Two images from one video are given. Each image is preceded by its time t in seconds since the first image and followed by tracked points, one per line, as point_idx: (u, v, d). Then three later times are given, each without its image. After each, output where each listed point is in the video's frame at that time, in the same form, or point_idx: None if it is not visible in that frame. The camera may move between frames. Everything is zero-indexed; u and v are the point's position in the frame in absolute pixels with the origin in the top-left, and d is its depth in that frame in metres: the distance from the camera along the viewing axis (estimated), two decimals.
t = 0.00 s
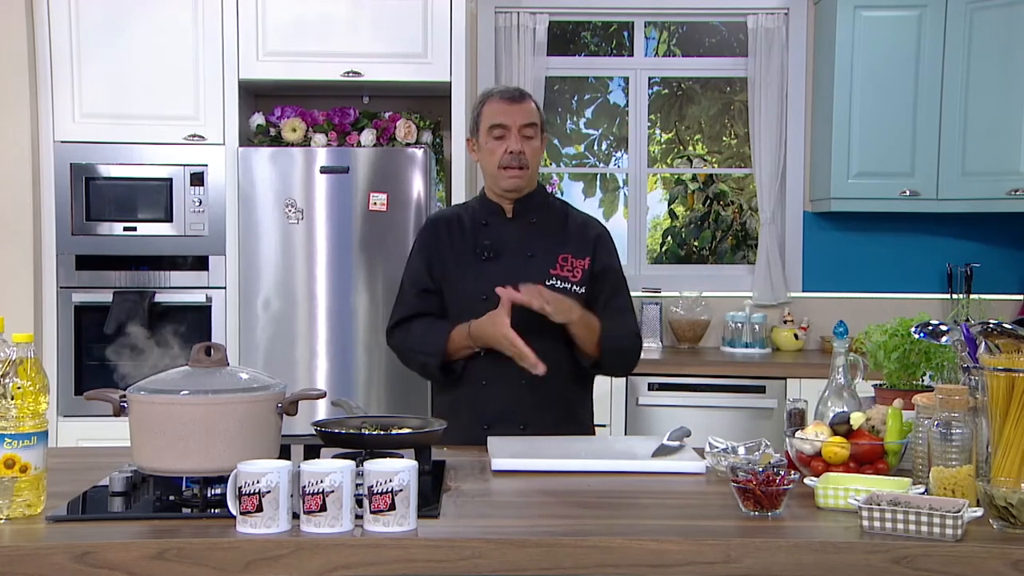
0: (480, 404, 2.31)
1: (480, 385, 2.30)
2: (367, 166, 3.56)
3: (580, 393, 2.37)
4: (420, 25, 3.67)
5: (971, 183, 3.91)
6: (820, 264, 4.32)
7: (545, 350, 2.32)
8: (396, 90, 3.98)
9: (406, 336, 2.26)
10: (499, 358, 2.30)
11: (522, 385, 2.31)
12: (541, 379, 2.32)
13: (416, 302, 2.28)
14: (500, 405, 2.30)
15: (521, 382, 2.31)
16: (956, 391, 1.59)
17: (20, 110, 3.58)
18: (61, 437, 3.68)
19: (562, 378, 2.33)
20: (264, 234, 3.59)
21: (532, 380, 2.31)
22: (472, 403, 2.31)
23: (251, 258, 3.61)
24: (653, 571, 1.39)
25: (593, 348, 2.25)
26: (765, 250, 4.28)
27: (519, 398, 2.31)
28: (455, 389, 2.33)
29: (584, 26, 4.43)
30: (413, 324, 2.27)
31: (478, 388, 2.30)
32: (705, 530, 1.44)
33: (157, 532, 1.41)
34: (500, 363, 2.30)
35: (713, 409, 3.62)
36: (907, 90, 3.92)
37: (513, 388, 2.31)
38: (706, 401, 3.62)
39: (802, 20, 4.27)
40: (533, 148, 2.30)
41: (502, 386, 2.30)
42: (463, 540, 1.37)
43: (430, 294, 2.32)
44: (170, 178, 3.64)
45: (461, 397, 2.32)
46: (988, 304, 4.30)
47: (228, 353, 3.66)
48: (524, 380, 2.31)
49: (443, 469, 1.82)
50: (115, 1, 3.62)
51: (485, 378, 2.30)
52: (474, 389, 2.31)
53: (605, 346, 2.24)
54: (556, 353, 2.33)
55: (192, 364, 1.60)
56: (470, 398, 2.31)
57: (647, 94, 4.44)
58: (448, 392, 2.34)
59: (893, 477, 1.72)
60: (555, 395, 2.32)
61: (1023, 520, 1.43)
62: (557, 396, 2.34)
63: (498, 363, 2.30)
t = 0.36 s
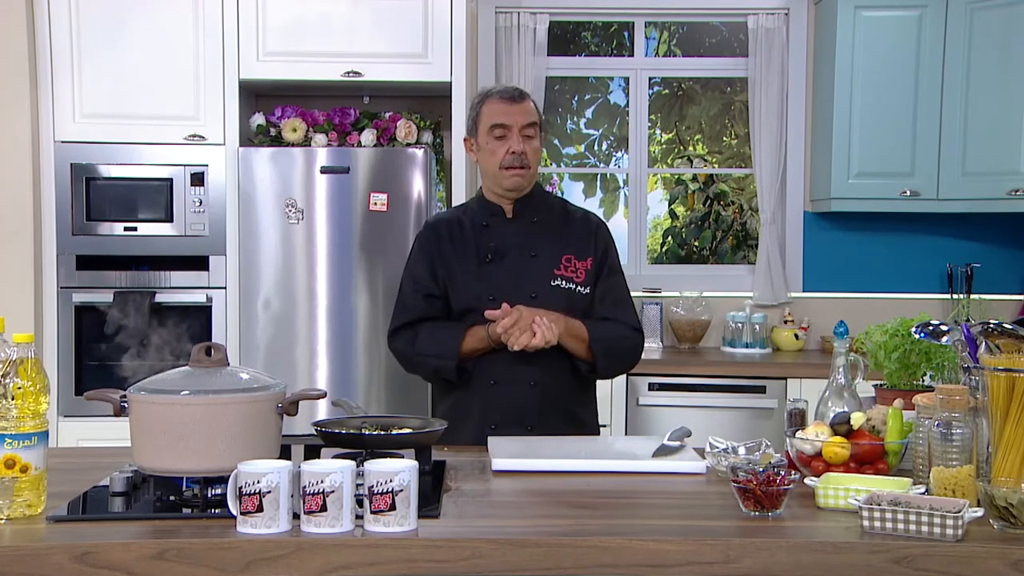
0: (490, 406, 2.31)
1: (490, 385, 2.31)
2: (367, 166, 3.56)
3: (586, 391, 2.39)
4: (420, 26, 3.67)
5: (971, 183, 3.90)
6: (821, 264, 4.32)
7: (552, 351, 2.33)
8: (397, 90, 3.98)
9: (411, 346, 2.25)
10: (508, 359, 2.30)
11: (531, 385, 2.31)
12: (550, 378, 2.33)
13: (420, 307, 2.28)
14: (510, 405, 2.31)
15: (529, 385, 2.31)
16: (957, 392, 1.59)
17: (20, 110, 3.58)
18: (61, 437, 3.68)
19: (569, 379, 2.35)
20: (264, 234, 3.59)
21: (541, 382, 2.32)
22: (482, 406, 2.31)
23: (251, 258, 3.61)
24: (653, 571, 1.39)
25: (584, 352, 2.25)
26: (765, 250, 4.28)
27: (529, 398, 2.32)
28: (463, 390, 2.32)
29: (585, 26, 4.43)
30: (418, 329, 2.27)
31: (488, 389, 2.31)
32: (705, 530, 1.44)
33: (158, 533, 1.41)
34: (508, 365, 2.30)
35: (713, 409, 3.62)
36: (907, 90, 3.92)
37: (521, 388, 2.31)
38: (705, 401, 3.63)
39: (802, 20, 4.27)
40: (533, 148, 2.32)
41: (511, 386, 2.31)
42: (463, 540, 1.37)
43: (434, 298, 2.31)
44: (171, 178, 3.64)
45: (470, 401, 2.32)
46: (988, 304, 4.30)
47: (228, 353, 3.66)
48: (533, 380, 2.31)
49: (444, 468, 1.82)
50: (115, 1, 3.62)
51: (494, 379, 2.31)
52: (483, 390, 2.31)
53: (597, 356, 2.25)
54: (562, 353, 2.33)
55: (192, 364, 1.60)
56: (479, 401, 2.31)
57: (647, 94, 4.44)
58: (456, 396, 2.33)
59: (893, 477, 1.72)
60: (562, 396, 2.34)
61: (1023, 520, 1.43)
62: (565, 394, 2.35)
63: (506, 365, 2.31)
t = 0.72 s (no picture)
0: (487, 412, 2.32)
1: (486, 392, 2.31)
2: (367, 166, 3.56)
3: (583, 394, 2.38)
4: (420, 26, 3.67)
5: (971, 183, 3.90)
6: (821, 264, 4.32)
7: (548, 353, 2.32)
8: (397, 90, 3.98)
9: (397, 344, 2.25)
10: (503, 365, 2.31)
11: (528, 388, 2.32)
12: (546, 383, 2.33)
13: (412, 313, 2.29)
14: (507, 411, 2.32)
15: (525, 387, 2.31)
16: (957, 391, 1.59)
17: (20, 110, 3.58)
18: (61, 437, 3.68)
19: (565, 381, 2.34)
20: (264, 234, 3.59)
21: (537, 385, 2.32)
22: (479, 412, 2.32)
23: (252, 258, 3.61)
24: (653, 571, 1.39)
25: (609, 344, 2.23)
26: (766, 250, 4.28)
27: (525, 402, 2.32)
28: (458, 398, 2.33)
29: (585, 26, 4.43)
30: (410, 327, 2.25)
31: (485, 395, 2.31)
32: (705, 530, 1.44)
33: (158, 533, 1.41)
34: (503, 369, 2.31)
35: (713, 409, 3.62)
36: (907, 91, 3.92)
37: (517, 392, 2.31)
38: (705, 401, 3.63)
39: (802, 20, 4.27)
40: (537, 152, 2.30)
41: (506, 391, 2.31)
42: (463, 540, 1.37)
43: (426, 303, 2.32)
44: (171, 178, 3.64)
45: (467, 407, 2.32)
46: (988, 304, 4.30)
47: (228, 353, 3.66)
48: (529, 384, 2.31)
49: (444, 469, 1.82)
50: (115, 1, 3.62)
51: (490, 385, 2.31)
52: (479, 397, 2.31)
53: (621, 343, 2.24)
54: (559, 355, 2.33)
55: (192, 364, 1.60)
56: (476, 407, 2.32)
57: (647, 94, 4.44)
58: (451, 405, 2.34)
59: (893, 477, 1.72)
60: (559, 399, 2.34)
61: None
62: (563, 397, 2.34)
63: (501, 368, 2.31)
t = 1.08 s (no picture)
0: (480, 410, 2.32)
1: (479, 391, 2.32)
2: (367, 166, 3.56)
3: (577, 401, 2.39)
4: (420, 26, 3.67)
5: (970, 183, 3.90)
6: (821, 264, 4.32)
7: (546, 359, 2.32)
8: (397, 90, 3.98)
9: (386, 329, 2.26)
10: (499, 366, 2.31)
11: (521, 391, 2.32)
12: (542, 388, 2.33)
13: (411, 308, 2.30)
14: (499, 412, 2.32)
15: (519, 390, 2.32)
16: (957, 391, 1.59)
17: (20, 110, 3.58)
18: (61, 437, 3.68)
19: (560, 387, 2.34)
20: (264, 234, 3.59)
21: (531, 389, 2.32)
22: (471, 411, 2.32)
23: (252, 258, 3.61)
24: (653, 571, 1.38)
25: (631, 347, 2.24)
26: (766, 250, 4.28)
27: (518, 405, 2.32)
28: (451, 394, 2.34)
29: (585, 26, 4.43)
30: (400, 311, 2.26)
31: (478, 394, 2.32)
32: (704, 530, 1.44)
33: (158, 533, 1.41)
34: (499, 371, 2.31)
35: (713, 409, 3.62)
36: (907, 91, 3.92)
37: (511, 395, 2.32)
38: (705, 401, 3.63)
39: (802, 20, 4.27)
40: (559, 152, 2.30)
41: (500, 392, 2.32)
42: (463, 540, 1.37)
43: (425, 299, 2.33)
44: (171, 178, 3.64)
45: (459, 405, 2.33)
46: (988, 304, 4.30)
47: (228, 353, 3.66)
48: (523, 388, 2.32)
49: (444, 469, 1.82)
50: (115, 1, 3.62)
51: (483, 384, 2.32)
52: (472, 396, 2.32)
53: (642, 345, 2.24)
54: (556, 362, 2.33)
55: (192, 364, 1.60)
56: (469, 406, 2.32)
57: (647, 94, 4.44)
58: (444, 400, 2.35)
59: (893, 477, 1.72)
60: (553, 403, 2.34)
61: None
62: (557, 403, 2.35)
63: (496, 369, 2.31)
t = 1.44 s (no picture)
0: (482, 411, 2.32)
1: (482, 392, 2.32)
2: (367, 166, 3.56)
3: (579, 401, 2.39)
4: (420, 26, 3.67)
5: (970, 183, 3.90)
6: (821, 264, 4.32)
7: (548, 359, 2.32)
8: (396, 90, 3.98)
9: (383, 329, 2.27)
10: (501, 367, 2.31)
11: (522, 392, 2.32)
12: (544, 388, 2.33)
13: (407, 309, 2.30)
14: (501, 413, 2.32)
15: (520, 391, 2.32)
16: (957, 391, 1.59)
17: (20, 110, 3.59)
18: (61, 437, 3.68)
19: (563, 387, 2.34)
20: (264, 234, 3.59)
21: (533, 389, 2.32)
22: (473, 412, 2.32)
23: (252, 258, 3.61)
24: (653, 571, 1.38)
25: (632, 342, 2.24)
26: (766, 250, 4.28)
27: (520, 405, 2.32)
28: (453, 395, 2.34)
29: (585, 26, 4.43)
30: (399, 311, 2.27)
31: (480, 395, 2.32)
32: (704, 530, 1.44)
33: (158, 533, 1.41)
34: (500, 372, 2.31)
35: (713, 409, 3.62)
36: (907, 90, 3.92)
37: (513, 396, 2.32)
38: (705, 401, 3.62)
39: (802, 20, 4.27)
40: (551, 154, 2.29)
41: (502, 392, 2.32)
42: (463, 540, 1.37)
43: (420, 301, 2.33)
44: (171, 178, 3.64)
45: (461, 406, 2.33)
46: (988, 304, 4.30)
47: (228, 353, 3.66)
48: (525, 388, 2.32)
49: (444, 469, 1.82)
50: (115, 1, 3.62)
51: (486, 385, 2.32)
52: (475, 398, 2.32)
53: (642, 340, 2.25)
54: (558, 361, 2.33)
55: (192, 364, 1.60)
56: (471, 407, 2.32)
57: (647, 94, 4.44)
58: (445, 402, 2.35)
59: (893, 477, 1.72)
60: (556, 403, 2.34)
61: None
62: (559, 403, 2.35)
63: (497, 370, 2.31)
